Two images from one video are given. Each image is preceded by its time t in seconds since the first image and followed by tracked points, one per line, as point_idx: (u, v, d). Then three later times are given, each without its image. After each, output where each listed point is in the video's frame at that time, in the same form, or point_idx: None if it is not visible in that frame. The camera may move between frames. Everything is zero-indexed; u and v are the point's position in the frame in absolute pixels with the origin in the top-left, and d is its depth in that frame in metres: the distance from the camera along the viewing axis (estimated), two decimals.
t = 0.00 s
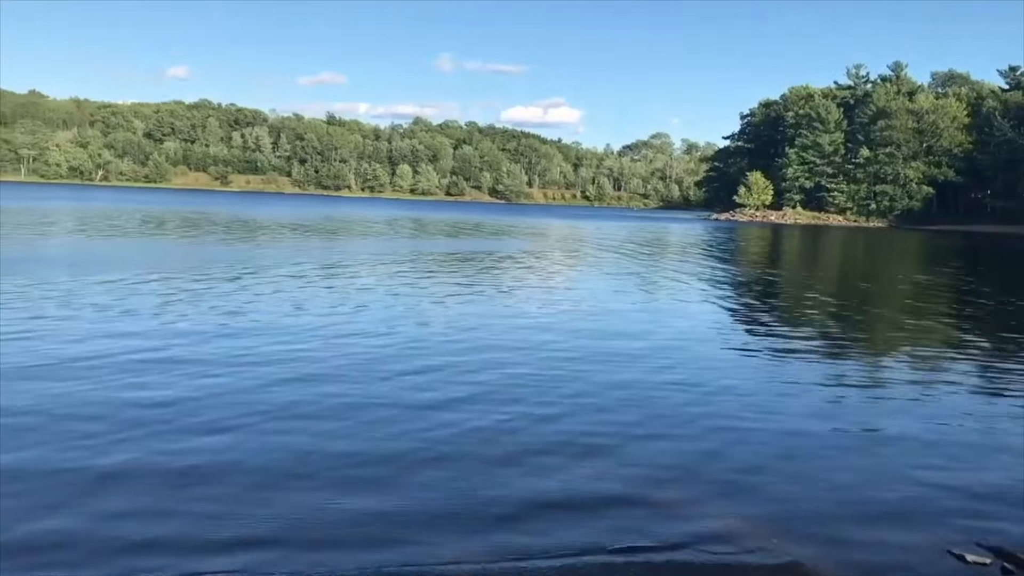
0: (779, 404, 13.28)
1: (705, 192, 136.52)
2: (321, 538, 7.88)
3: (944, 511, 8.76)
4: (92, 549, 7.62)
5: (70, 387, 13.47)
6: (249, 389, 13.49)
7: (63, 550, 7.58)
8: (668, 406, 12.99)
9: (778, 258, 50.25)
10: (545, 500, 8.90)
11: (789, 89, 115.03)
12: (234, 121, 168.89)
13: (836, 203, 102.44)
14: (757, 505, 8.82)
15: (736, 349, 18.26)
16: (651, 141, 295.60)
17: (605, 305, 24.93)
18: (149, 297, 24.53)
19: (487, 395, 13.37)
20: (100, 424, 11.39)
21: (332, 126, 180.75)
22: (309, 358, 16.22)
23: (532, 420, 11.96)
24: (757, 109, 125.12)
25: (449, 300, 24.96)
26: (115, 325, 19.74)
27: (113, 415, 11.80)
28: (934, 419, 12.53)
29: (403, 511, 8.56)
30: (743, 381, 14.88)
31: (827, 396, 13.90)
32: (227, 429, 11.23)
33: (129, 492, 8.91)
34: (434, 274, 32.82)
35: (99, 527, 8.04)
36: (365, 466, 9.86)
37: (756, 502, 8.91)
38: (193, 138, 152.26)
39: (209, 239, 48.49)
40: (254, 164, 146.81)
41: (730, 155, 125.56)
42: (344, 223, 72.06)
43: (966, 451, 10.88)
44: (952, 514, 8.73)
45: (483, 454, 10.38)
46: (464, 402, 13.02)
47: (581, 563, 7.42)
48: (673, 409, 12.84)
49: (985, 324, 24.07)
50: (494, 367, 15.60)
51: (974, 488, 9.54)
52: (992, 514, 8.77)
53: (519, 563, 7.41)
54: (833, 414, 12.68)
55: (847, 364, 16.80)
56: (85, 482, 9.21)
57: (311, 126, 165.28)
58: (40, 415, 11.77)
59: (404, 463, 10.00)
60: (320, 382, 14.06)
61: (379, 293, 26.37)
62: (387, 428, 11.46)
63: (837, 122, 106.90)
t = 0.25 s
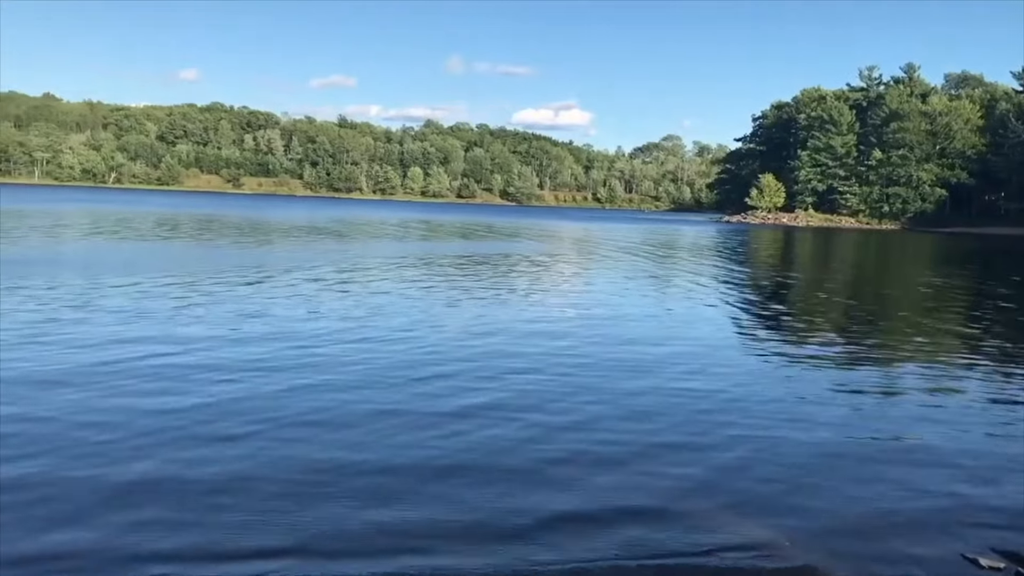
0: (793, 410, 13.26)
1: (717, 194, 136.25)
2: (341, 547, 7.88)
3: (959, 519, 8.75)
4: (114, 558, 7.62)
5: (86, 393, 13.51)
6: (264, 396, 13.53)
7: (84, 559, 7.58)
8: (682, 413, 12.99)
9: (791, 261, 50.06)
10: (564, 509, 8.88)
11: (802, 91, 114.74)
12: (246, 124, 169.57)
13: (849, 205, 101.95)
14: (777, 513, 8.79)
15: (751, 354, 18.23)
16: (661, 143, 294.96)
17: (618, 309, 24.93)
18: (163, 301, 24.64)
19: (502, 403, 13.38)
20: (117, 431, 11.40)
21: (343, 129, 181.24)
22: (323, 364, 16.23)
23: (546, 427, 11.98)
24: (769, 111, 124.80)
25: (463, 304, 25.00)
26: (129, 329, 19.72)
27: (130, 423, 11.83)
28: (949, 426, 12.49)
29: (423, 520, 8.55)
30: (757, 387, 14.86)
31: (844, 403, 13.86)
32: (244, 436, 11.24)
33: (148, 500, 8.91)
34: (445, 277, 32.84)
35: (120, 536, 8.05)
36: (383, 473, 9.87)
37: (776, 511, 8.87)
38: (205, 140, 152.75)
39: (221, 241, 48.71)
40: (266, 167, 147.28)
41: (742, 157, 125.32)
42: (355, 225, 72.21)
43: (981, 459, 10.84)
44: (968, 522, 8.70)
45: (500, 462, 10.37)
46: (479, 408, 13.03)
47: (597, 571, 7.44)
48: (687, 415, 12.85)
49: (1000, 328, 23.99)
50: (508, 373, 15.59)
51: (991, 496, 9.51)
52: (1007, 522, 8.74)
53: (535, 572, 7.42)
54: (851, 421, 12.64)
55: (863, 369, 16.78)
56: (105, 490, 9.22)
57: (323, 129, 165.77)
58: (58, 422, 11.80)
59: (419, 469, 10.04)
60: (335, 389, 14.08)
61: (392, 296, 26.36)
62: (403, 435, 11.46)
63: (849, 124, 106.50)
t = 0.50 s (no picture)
0: (799, 397, 12.77)
1: (729, 196, 135.77)
2: (316, 529, 7.48)
3: (972, 514, 8.22)
4: (80, 540, 7.23)
5: (72, 371, 13.22)
6: (252, 374, 13.15)
7: (52, 540, 7.22)
8: (684, 397, 12.51)
9: (804, 263, 49.73)
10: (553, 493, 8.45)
11: (815, 92, 114.21)
12: (259, 125, 170.05)
13: (862, 207, 101.37)
14: (778, 501, 8.34)
15: (751, 345, 17.81)
16: (674, 145, 294.19)
17: (625, 306, 24.57)
18: (165, 292, 24.42)
19: (498, 383, 13.00)
20: (99, 408, 11.10)
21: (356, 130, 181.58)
22: (310, 344, 15.83)
23: (542, 410, 11.51)
24: (782, 112, 124.27)
25: (467, 299, 24.67)
26: (118, 314, 19.43)
27: (113, 400, 11.47)
28: (962, 417, 11.98)
29: (403, 498, 8.19)
30: (763, 375, 14.37)
31: (851, 391, 13.41)
32: (228, 415, 10.89)
33: (120, 478, 8.57)
34: (452, 277, 32.57)
35: (89, 514, 7.72)
36: (370, 455, 9.46)
37: (778, 498, 8.41)
38: (218, 142, 153.16)
39: (232, 241, 48.72)
40: (278, 168, 147.61)
41: (754, 158, 124.84)
42: (366, 227, 72.23)
43: (996, 451, 10.31)
44: (982, 516, 8.18)
45: (490, 444, 9.95)
46: (471, 388, 12.64)
47: (583, 563, 6.94)
48: (688, 401, 12.37)
49: (1013, 331, 23.54)
50: (505, 357, 15.21)
51: (1006, 490, 8.99)
52: None
53: (516, 562, 6.94)
54: (860, 408, 12.20)
55: (867, 364, 16.32)
56: (79, 469, 8.84)
57: (335, 130, 166.06)
58: (40, 399, 11.51)
59: (405, 452, 9.58)
60: (324, 368, 13.73)
61: (392, 291, 25.99)
62: (393, 415, 11.06)
63: (863, 126, 105.89)
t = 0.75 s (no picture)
0: (809, 401, 12.79)
1: (739, 196, 135.48)
2: (330, 536, 7.50)
3: (983, 520, 8.24)
4: (95, 546, 7.26)
5: (88, 372, 13.34)
6: (263, 377, 13.20)
7: (66, 548, 7.24)
8: (694, 401, 12.54)
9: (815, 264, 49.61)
10: (566, 499, 8.45)
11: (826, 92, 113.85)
12: (269, 125, 170.51)
13: (873, 207, 101.01)
14: (793, 508, 8.34)
15: (758, 347, 17.77)
16: (684, 144, 293.62)
17: (636, 307, 24.59)
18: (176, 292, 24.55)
19: (509, 386, 13.02)
20: (116, 409, 11.20)
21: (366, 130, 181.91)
22: (317, 346, 15.87)
23: (554, 413, 11.56)
24: (793, 112, 123.93)
25: (477, 300, 24.75)
26: (127, 315, 19.49)
27: (126, 404, 11.52)
28: (972, 421, 11.98)
29: (417, 502, 8.26)
30: (774, 378, 14.39)
31: (860, 394, 13.43)
32: (241, 419, 10.93)
33: (138, 481, 8.67)
34: (462, 277, 32.64)
35: (107, 517, 7.80)
36: (383, 460, 9.48)
37: (793, 506, 8.39)
38: (229, 141, 153.70)
39: (242, 241, 48.92)
40: (288, 168, 147.98)
41: (764, 158, 124.56)
42: (377, 226, 72.36)
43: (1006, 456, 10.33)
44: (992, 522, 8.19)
45: (503, 448, 9.96)
46: (483, 392, 12.66)
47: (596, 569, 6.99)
48: (699, 404, 12.39)
49: None
50: (515, 359, 15.22)
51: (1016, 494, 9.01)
52: None
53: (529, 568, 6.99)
54: (869, 412, 12.22)
55: (875, 366, 16.29)
56: (94, 474, 8.87)
57: (346, 130, 166.39)
58: (57, 400, 11.64)
59: (417, 456, 9.63)
60: (334, 371, 13.75)
61: (400, 292, 26.01)
62: (405, 419, 11.09)
63: (874, 126, 105.47)
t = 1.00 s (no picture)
0: (824, 404, 12.71)
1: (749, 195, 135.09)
2: (346, 541, 7.42)
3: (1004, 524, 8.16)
4: (110, 551, 7.20)
5: (104, 373, 13.38)
6: (275, 380, 13.14)
7: (80, 551, 7.18)
8: (708, 404, 12.50)
9: (826, 263, 49.39)
10: (584, 505, 8.36)
11: (837, 91, 113.33)
12: (279, 123, 170.82)
13: (884, 206, 100.51)
14: (819, 515, 8.23)
15: (771, 349, 17.62)
16: (694, 142, 292.85)
17: (648, 307, 24.52)
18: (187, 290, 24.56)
19: (522, 390, 12.94)
20: (133, 412, 11.22)
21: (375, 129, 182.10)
22: (327, 347, 15.80)
23: (568, 416, 11.55)
24: (803, 110, 123.39)
25: (488, 300, 24.71)
26: (136, 314, 19.46)
27: (138, 407, 11.47)
28: (990, 425, 11.88)
29: (435, 506, 8.25)
30: (789, 381, 14.33)
31: (876, 397, 13.36)
32: (256, 421, 10.93)
33: (157, 485, 8.65)
34: (472, 276, 32.61)
35: (124, 520, 7.78)
36: (398, 465, 9.40)
37: (819, 513, 8.28)
38: (239, 140, 154.05)
39: (250, 239, 49.03)
40: (298, 166, 148.40)
41: (775, 157, 124.06)
42: (385, 225, 72.44)
43: None
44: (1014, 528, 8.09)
45: (517, 454, 9.88)
46: (496, 395, 12.57)
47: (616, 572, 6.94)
48: (715, 407, 12.33)
49: None
50: (529, 361, 15.14)
51: None
52: None
53: (548, 571, 6.93)
54: (885, 415, 12.14)
55: (890, 367, 16.13)
56: (107, 478, 8.82)
57: (355, 129, 166.59)
58: (75, 402, 11.68)
59: (430, 459, 9.59)
60: (345, 373, 13.69)
61: (411, 291, 25.92)
62: (419, 424, 11.00)
63: (885, 125, 104.88)
